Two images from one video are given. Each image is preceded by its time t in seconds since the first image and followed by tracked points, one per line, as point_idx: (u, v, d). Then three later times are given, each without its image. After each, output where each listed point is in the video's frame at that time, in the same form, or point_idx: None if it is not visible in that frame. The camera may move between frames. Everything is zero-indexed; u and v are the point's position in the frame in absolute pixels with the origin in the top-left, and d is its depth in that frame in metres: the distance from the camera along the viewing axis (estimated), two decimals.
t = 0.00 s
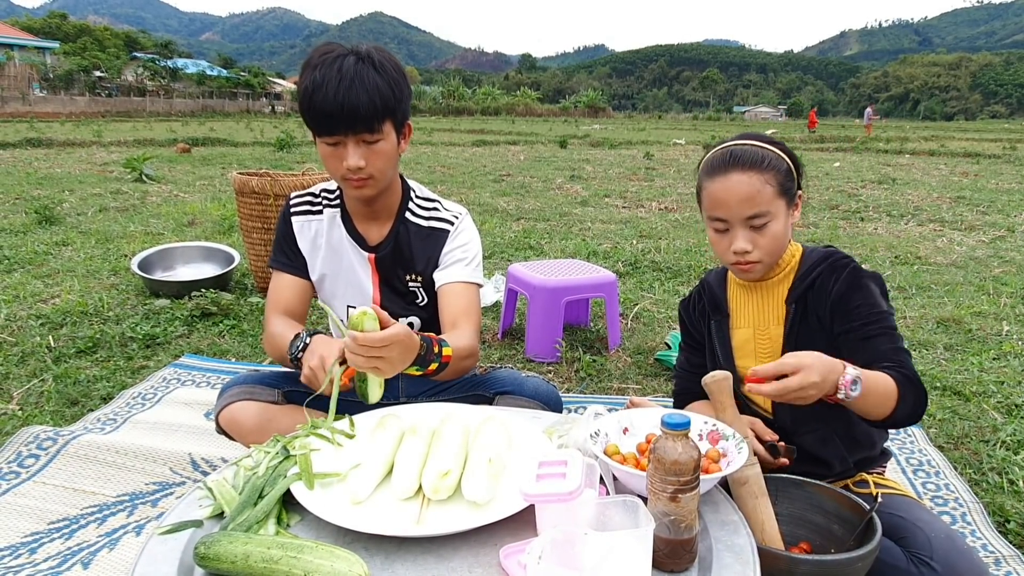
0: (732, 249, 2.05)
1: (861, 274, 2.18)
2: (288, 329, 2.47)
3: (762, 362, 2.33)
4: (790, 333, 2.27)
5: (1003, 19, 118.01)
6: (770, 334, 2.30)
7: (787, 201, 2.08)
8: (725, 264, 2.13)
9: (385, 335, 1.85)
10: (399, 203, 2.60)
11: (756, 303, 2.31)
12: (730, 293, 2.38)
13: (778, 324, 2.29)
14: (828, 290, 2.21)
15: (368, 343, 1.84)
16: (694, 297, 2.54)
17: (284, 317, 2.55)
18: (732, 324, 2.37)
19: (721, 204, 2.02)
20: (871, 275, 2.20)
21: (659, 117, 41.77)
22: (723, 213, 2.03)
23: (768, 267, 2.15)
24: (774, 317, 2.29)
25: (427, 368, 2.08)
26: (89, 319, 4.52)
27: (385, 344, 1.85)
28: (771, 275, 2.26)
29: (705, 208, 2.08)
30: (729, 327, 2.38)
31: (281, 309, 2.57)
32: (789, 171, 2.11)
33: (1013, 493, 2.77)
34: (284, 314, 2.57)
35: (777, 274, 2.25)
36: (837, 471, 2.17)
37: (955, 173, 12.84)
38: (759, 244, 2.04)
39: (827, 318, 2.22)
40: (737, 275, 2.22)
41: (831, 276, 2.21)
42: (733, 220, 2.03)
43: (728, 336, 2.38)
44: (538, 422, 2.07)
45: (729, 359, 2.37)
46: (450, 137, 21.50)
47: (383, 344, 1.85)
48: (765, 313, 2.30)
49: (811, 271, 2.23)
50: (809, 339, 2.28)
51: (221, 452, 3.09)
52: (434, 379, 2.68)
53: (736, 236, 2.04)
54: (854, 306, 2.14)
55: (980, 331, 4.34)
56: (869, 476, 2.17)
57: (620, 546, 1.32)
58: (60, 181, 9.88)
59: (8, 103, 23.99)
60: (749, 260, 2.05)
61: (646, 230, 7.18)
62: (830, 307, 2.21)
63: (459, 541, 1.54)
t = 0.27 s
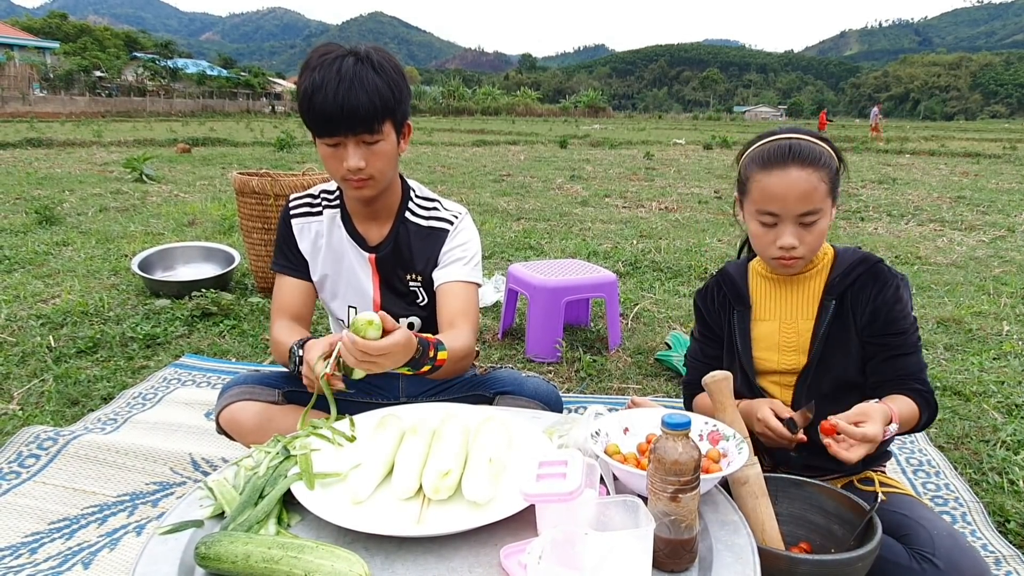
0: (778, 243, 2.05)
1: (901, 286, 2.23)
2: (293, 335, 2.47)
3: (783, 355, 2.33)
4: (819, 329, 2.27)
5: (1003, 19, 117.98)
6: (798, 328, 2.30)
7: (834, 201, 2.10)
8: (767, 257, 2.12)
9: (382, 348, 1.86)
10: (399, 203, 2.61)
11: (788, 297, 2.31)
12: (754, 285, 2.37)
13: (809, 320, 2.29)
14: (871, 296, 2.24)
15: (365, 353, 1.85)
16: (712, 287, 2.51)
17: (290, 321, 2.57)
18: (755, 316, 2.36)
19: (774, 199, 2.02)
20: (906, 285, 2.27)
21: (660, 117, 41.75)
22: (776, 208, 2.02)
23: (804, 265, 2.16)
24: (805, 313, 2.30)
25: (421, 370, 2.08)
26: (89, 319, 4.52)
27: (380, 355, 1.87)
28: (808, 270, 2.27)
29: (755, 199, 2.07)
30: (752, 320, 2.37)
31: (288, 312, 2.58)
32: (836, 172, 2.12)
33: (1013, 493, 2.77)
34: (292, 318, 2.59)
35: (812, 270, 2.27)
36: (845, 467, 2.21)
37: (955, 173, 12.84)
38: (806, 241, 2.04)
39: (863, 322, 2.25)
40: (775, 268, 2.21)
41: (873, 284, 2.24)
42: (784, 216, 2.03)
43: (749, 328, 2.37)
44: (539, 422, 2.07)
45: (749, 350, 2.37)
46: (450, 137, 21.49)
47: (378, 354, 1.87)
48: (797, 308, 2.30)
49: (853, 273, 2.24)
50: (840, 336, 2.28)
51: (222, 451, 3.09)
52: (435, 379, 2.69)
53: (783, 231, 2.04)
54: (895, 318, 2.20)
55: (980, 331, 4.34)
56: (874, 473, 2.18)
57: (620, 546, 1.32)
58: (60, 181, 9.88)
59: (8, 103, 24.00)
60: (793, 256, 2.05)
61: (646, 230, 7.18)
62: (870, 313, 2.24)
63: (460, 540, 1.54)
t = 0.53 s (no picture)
0: (796, 240, 2.05)
1: (915, 289, 2.23)
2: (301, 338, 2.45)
3: (792, 351, 2.33)
4: (831, 326, 2.27)
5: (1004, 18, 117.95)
6: (808, 324, 2.30)
7: (856, 201, 2.09)
8: (784, 253, 2.13)
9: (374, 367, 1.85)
10: (399, 202, 2.60)
11: (802, 293, 2.31)
12: (767, 279, 2.36)
13: (821, 316, 2.29)
14: (884, 297, 2.24)
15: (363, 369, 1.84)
16: (724, 280, 2.49)
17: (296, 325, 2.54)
18: (766, 311, 2.36)
19: (797, 195, 2.02)
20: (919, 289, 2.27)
21: (660, 117, 41.73)
22: (798, 203, 2.02)
23: (821, 262, 2.16)
24: (817, 310, 2.29)
25: (414, 366, 2.08)
26: (89, 319, 4.52)
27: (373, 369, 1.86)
28: (826, 267, 2.26)
29: (778, 194, 2.07)
30: (763, 313, 2.36)
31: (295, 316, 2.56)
32: (861, 171, 2.11)
33: (1013, 493, 2.77)
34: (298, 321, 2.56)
35: (828, 266, 2.26)
36: (846, 466, 2.21)
37: (955, 173, 12.83)
38: (825, 239, 2.04)
39: (874, 322, 2.25)
40: (794, 265, 2.21)
41: (889, 285, 2.24)
42: (807, 213, 2.03)
43: (760, 322, 2.36)
44: (539, 422, 2.07)
45: (758, 344, 2.37)
46: (450, 137, 21.48)
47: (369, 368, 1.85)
48: (810, 303, 2.30)
49: (868, 272, 2.23)
50: (851, 335, 2.28)
51: (221, 451, 3.08)
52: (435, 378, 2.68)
53: (802, 229, 2.04)
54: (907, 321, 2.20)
55: (980, 331, 4.34)
56: (874, 473, 2.17)
57: (620, 546, 1.32)
58: (60, 181, 9.88)
59: (8, 102, 23.99)
60: (811, 253, 2.05)
61: (646, 230, 7.17)
62: (882, 313, 2.24)
63: (460, 540, 1.54)
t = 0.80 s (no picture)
0: (802, 241, 2.05)
1: (918, 290, 2.23)
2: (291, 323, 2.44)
3: (795, 350, 2.33)
4: (836, 325, 2.27)
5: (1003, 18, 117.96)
6: (812, 323, 2.30)
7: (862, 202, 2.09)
8: (790, 253, 2.13)
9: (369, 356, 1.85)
10: (400, 201, 2.60)
11: (805, 292, 2.31)
12: (770, 277, 2.36)
13: (824, 315, 2.29)
14: (888, 297, 2.23)
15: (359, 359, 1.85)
16: (728, 277, 2.50)
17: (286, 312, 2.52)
18: (769, 309, 2.36)
19: (805, 196, 2.02)
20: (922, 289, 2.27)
21: (660, 117, 41.72)
22: (804, 204, 2.02)
23: (826, 263, 2.16)
24: (821, 309, 2.29)
25: (421, 370, 2.08)
26: (89, 319, 4.52)
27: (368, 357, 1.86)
28: (831, 266, 2.26)
29: (784, 194, 2.07)
30: (766, 312, 2.36)
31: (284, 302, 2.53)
32: (868, 172, 2.11)
33: (1014, 493, 2.76)
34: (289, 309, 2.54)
35: (833, 266, 2.26)
36: (848, 465, 2.22)
37: (955, 173, 12.83)
38: (831, 240, 2.03)
39: (878, 323, 2.25)
40: (801, 266, 2.21)
41: (893, 285, 2.23)
42: (813, 214, 2.03)
43: (764, 320, 2.37)
44: (539, 422, 2.07)
45: (761, 342, 2.37)
46: (450, 137, 21.47)
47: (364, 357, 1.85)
48: (815, 302, 2.30)
49: (873, 273, 2.23)
50: (854, 335, 2.27)
51: (222, 451, 3.08)
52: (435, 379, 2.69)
53: (809, 230, 2.04)
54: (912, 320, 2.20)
55: (980, 331, 4.34)
56: (875, 473, 2.17)
57: (620, 546, 1.33)
58: (60, 181, 9.88)
59: (8, 102, 23.98)
60: (817, 254, 2.05)
61: (646, 230, 7.17)
62: (886, 314, 2.23)
63: (460, 540, 1.54)
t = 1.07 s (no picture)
0: (799, 241, 2.06)
1: (917, 289, 2.23)
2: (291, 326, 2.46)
3: (794, 349, 2.33)
4: (834, 325, 2.27)
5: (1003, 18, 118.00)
6: (811, 323, 2.30)
7: (859, 202, 2.09)
8: (787, 253, 2.13)
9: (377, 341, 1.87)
10: (399, 201, 2.61)
11: (804, 291, 2.31)
12: (770, 277, 2.36)
13: (824, 315, 2.29)
14: (888, 296, 2.23)
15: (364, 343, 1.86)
16: (728, 276, 2.49)
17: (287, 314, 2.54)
18: (769, 308, 2.36)
19: (801, 197, 2.02)
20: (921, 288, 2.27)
21: (659, 117, 41.72)
22: (800, 205, 2.03)
23: (823, 263, 2.16)
24: (820, 308, 2.29)
25: (422, 370, 2.08)
26: (89, 319, 4.52)
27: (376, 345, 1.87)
28: (830, 265, 2.26)
29: (780, 195, 2.07)
30: (766, 311, 2.36)
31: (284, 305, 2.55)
32: (864, 173, 2.11)
33: (1014, 493, 2.76)
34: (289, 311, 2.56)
35: (832, 265, 2.26)
36: (847, 465, 2.21)
37: (955, 173, 12.84)
38: (828, 240, 2.04)
39: (877, 322, 2.25)
40: (798, 266, 2.21)
41: (892, 284, 2.23)
42: (809, 215, 2.03)
43: (763, 319, 2.36)
44: (539, 422, 2.07)
45: (761, 341, 2.37)
46: (450, 137, 21.47)
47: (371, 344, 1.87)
48: (814, 302, 2.30)
49: (872, 272, 2.22)
50: (854, 335, 2.28)
51: (221, 451, 3.08)
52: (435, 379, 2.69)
53: (806, 231, 2.04)
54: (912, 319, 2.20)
55: (980, 331, 4.34)
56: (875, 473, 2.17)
57: (620, 546, 1.32)
58: (59, 181, 9.88)
59: (8, 102, 23.98)
60: (814, 255, 2.05)
61: (646, 230, 7.17)
62: (885, 313, 2.23)
63: (460, 540, 1.54)
